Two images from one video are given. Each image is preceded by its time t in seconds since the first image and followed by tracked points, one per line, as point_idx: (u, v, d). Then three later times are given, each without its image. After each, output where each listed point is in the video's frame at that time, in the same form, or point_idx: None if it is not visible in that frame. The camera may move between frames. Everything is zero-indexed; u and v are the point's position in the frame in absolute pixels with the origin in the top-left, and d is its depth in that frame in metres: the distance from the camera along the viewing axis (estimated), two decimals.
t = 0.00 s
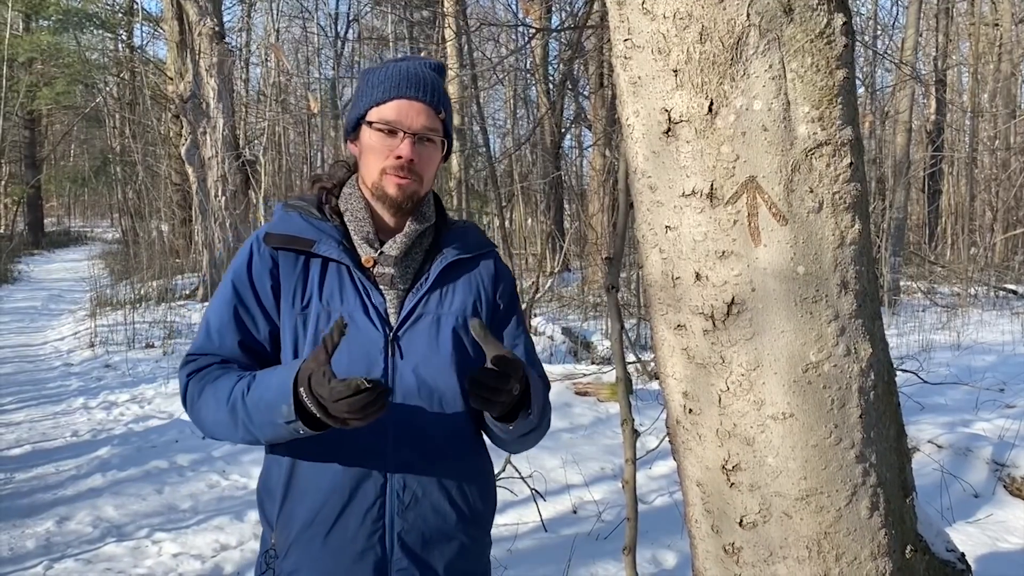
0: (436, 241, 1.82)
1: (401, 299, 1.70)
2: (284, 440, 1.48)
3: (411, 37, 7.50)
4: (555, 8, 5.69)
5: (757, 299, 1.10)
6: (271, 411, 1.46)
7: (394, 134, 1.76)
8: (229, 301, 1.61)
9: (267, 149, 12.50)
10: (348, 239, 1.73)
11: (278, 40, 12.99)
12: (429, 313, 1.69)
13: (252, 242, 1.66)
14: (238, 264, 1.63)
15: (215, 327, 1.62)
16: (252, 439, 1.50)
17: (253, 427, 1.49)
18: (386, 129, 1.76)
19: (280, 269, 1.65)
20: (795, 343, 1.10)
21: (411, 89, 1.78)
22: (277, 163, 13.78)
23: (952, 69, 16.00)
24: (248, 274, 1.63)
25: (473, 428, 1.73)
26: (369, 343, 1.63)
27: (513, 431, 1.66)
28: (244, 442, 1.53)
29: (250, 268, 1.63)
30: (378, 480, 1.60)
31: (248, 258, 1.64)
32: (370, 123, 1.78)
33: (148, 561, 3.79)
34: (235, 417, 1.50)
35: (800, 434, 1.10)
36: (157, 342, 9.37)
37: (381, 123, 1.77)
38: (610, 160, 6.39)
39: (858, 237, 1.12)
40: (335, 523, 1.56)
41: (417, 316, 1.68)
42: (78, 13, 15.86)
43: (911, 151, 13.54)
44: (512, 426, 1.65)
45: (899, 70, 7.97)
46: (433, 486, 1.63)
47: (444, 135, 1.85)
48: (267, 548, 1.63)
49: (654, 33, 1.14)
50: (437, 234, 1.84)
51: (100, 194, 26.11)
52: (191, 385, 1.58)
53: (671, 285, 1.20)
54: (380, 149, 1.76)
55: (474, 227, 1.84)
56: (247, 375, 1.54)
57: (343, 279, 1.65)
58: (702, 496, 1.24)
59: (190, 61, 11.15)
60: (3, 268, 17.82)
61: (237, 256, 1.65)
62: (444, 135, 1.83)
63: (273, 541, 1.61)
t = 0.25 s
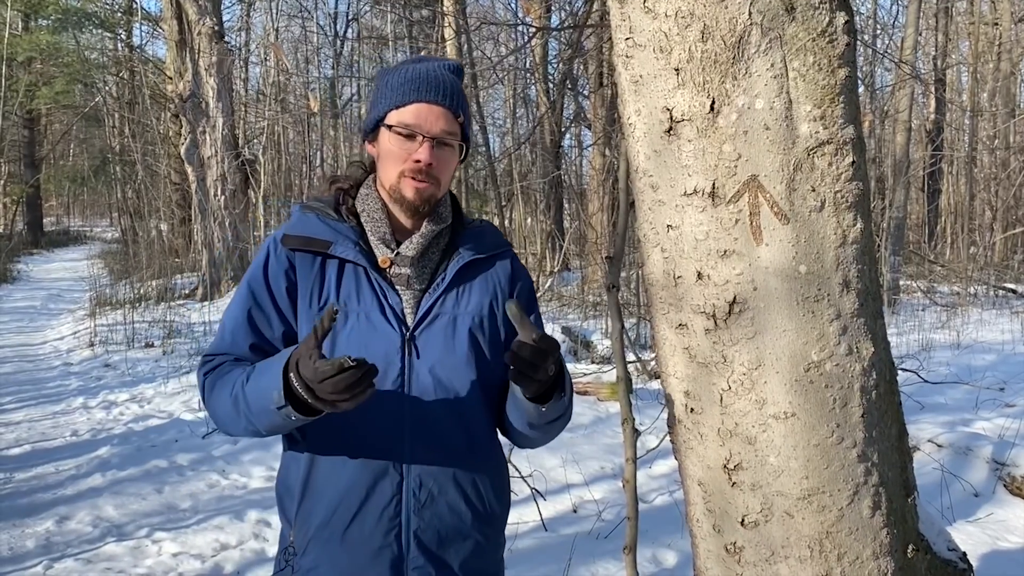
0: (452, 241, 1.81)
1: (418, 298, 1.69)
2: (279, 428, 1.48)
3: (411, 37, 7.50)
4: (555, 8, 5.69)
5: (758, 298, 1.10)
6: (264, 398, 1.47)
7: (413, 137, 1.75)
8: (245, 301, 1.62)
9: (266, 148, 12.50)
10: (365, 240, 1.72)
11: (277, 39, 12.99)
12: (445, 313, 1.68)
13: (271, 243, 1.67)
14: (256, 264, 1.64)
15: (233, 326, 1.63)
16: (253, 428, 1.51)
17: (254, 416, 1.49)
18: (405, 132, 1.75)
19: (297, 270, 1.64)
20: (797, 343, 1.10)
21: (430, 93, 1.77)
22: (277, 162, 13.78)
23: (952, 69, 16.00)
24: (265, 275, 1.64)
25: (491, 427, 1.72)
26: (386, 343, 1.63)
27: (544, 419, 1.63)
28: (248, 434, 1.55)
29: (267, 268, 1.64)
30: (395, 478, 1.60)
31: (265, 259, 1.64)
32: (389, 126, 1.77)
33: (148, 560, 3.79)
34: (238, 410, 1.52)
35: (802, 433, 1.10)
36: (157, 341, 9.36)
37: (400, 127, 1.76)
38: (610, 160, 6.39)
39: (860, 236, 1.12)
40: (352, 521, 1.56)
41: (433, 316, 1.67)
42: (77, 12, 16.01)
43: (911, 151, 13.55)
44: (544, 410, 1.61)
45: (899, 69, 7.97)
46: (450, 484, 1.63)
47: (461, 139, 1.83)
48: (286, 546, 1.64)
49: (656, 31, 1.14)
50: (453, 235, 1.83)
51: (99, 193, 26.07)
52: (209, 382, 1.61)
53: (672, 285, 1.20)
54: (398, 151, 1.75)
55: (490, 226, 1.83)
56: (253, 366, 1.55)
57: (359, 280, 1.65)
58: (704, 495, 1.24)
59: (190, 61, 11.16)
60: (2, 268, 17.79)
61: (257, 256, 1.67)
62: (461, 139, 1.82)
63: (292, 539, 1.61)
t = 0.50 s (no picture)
0: (463, 241, 1.80)
1: (429, 299, 1.69)
2: (277, 397, 1.45)
3: (410, 36, 7.50)
4: (554, 7, 5.69)
5: (758, 298, 1.10)
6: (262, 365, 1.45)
7: (424, 143, 1.73)
8: (258, 295, 1.61)
9: (265, 148, 12.50)
10: (376, 240, 1.71)
11: (276, 39, 12.99)
12: (455, 313, 1.68)
13: (284, 240, 1.66)
14: (269, 262, 1.63)
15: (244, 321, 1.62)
16: (253, 404, 1.49)
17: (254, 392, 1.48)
18: (417, 137, 1.73)
19: (310, 269, 1.63)
20: (797, 342, 1.10)
21: (443, 97, 1.74)
22: (276, 162, 13.79)
23: (950, 68, 16.02)
24: (279, 271, 1.63)
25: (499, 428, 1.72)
26: (396, 343, 1.63)
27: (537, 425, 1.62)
28: (249, 415, 1.52)
29: (281, 264, 1.63)
30: (405, 478, 1.60)
31: (280, 256, 1.63)
32: (401, 132, 1.75)
33: (147, 560, 3.79)
34: (243, 386, 1.51)
35: (802, 433, 1.10)
36: (156, 341, 9.35)
37: (412, 132, 1.73)
38: (610, 159, 6.39)
39: (860, 236, 1.12)
40: (362, 519, 1.56)
41: (443, 317, 1.67)
42: (76, 11, 15.92)
43: (910, 150, 13.55)
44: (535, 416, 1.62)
45: (898, 69, 7.97)
46: (459, 484, 1.63)
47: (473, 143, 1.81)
48: (296, 542, 1.64)
49: (655, 30, 1.14)
50: (464, 234, 1.82)
51: (98, 193, 26.03)
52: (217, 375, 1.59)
53: (673, 284, 1.20)
54: (410, 156, 1.73)
55: (502, 227, 1.82)
56: (256, 345, 1.53)
57: (371, 280, 1.65)
58: (704, 494, 1.23)
59: (188, 60, 11.15)
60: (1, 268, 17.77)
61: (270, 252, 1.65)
62: (473, 143, 1.80)
63: (303, 535, 1.61)
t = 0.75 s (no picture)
0: (465, 240, 1.79)
1: (431, 300, 1.68)
2: (305, 368, 1.41)
3: (408, 36, 7.49)
4: (553, 6, 5.68)
5: (758, 296, 1.10)
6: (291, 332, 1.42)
7: (422, 147, 1.70)
8: (264, 285, 1.60)
9: (264, 147, 12.49)
10: (379, 239, 1.69)
11: (274, 38, 12.98)
12: (458, 313, 1.68)
13: (288, 236, 1.64)
14: (273, 258, 1.61)
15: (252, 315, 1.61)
16: (276, 381, 1.45)
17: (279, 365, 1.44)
18: (414, 141, 1.71)
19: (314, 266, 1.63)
20: (797, 341, 1.09)
21: (439, 102, 1.72)
22: (275, 161, 13.77)
23: (949, 67, 16.03)
24: (285, 266, 1.61)
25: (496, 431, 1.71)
26: (399, 343, 1.63)
27: (517, 430, 1.58)
28: (267, 395, 1.47)
29: (286, 260, 1.61)
30: (408, 478, 1.60)
31: (283, 253, 1.61)
32: (397, 136, 1.72)
33: (146, 560, 3.78)
34: (264, 365, 1.47)
35: (802, 431, 1.10)
36: (154, 341, 9.34)
37: (409, 136, 1.71)
38: (609, 158, 6.39)
39: (859, 234, 1.12)
40: (365, 518, 1.56)
41: (445, 317, 1.67)
42: (74, 11, 15.79)
43: (908, 149, 13.55)
44: (516, 421, 1.56)
45: (897, 67, 7.97)
46: (461, 484, 1.63)
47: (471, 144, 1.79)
48: (298, 540, 1.63)
49: (655, 29, 1.14)
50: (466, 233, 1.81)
51: (96, 193, 26.01)
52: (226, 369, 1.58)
53: (672, 283, 1.20)
54: (407, 159, 1.71)
55: (502, 224, 1.82)
56: (279, 327, 1.50)
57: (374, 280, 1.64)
58: (703, 493, 1.23)
59: (187, 60, 11.14)
60: None
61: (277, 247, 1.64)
62: (471, 144, 1.78)
63: (305, 533, 1.61)
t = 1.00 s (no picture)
0: (463, 239, 1.79)
1: (430, 299, 1.69)
2: (374, 403, 1.40)
3: (406, 35, 7.49)
4: (551, 5, 5.68)
5: (758, 295, 1.10)
6: (372, 368, 1.39)
7: (414, 144, 1.70)
8: (282, 286, 1.57)
9: (262, 147, 12.47)
10: (377, 239, 1.70)
11: (272, 38, 12.97)
12: (457, 313, 1.68)
13: (290, 235, 1.63)
14: (279, 257, 1.59)
15: (271, 314, 1.56)
16: (334, 408, 1.42)
17: (342, 392, 1.41)
18: (406, 139, 1.70)
19: (320, 265, 1.61)
20: (796, 339, 1.09)
21: (428, 98, 1.71)
22: (273, 161, 13.75)
23: (947, 66, 16.04)
24: (292, 264, 1.59)
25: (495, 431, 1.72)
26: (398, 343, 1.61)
27: (514, 430, 1.57)
28: (315, 415, 1.43)
29: (294, 259, 1.59)
30: (408, 477, 1.59)
31: (287, 253, 1.60)
32: (389, 134, 1.72)
33: (144, 560, 3.78)
34: (319, 384, 1.43)
35: (802, 430, 1.10)
36: (152, 341, 9.33)
37: (401, 134, 1.71)
38: (607, 158, 6.39)
39: (859, 232, 1.12)
40: (366, 518, 1.55)
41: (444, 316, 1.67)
42: (71, 11, 15.75)
43: (906, 148, 13.56)
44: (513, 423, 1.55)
45: (894, 66, 7.98)
46: (461, 482, 1.62)
47: (465, 140, 1.78)
48: (299, 539, 1.63)
49: (654, 27, 1.14)
50: (463, 232, 1.81)
51: (94, 193, 25.99)
52: (248, 371, 1.51)
53: (671, 282, 1.20)
54: (401, 158, 1.71)
55: (500, 222, 1.81)
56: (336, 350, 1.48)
57: (374, 280, 1.62)
58: (703, 493, 1.23)
59: (185, 59, 11.12)
60: None
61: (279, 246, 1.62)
62: (465, 140, 1.77)
63: (306, 533, 1.60)
